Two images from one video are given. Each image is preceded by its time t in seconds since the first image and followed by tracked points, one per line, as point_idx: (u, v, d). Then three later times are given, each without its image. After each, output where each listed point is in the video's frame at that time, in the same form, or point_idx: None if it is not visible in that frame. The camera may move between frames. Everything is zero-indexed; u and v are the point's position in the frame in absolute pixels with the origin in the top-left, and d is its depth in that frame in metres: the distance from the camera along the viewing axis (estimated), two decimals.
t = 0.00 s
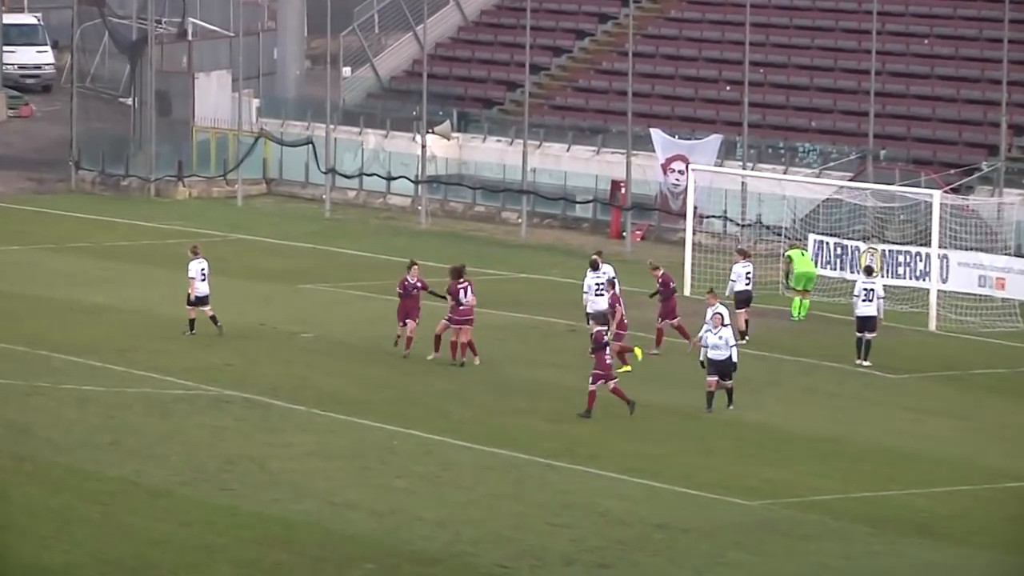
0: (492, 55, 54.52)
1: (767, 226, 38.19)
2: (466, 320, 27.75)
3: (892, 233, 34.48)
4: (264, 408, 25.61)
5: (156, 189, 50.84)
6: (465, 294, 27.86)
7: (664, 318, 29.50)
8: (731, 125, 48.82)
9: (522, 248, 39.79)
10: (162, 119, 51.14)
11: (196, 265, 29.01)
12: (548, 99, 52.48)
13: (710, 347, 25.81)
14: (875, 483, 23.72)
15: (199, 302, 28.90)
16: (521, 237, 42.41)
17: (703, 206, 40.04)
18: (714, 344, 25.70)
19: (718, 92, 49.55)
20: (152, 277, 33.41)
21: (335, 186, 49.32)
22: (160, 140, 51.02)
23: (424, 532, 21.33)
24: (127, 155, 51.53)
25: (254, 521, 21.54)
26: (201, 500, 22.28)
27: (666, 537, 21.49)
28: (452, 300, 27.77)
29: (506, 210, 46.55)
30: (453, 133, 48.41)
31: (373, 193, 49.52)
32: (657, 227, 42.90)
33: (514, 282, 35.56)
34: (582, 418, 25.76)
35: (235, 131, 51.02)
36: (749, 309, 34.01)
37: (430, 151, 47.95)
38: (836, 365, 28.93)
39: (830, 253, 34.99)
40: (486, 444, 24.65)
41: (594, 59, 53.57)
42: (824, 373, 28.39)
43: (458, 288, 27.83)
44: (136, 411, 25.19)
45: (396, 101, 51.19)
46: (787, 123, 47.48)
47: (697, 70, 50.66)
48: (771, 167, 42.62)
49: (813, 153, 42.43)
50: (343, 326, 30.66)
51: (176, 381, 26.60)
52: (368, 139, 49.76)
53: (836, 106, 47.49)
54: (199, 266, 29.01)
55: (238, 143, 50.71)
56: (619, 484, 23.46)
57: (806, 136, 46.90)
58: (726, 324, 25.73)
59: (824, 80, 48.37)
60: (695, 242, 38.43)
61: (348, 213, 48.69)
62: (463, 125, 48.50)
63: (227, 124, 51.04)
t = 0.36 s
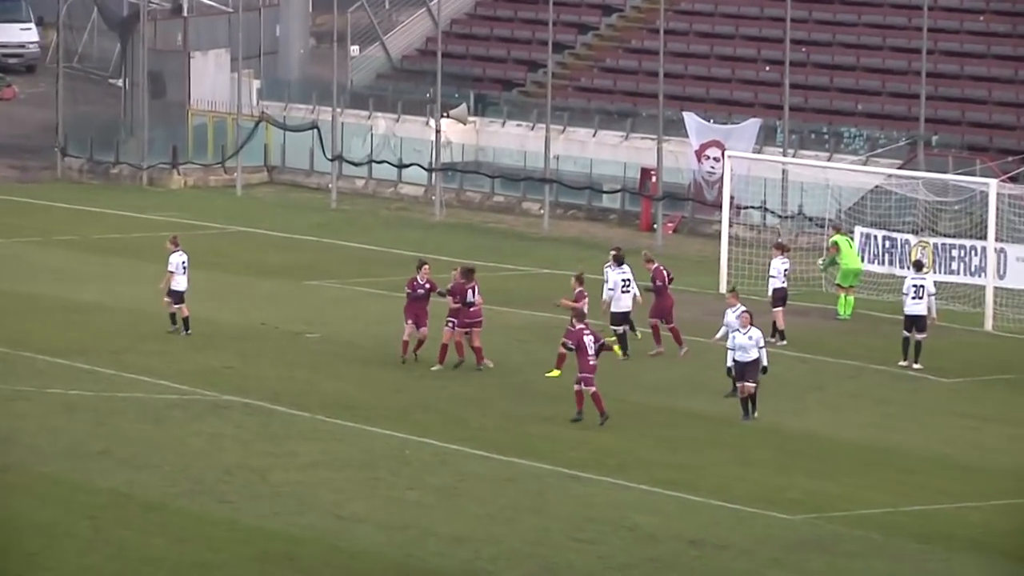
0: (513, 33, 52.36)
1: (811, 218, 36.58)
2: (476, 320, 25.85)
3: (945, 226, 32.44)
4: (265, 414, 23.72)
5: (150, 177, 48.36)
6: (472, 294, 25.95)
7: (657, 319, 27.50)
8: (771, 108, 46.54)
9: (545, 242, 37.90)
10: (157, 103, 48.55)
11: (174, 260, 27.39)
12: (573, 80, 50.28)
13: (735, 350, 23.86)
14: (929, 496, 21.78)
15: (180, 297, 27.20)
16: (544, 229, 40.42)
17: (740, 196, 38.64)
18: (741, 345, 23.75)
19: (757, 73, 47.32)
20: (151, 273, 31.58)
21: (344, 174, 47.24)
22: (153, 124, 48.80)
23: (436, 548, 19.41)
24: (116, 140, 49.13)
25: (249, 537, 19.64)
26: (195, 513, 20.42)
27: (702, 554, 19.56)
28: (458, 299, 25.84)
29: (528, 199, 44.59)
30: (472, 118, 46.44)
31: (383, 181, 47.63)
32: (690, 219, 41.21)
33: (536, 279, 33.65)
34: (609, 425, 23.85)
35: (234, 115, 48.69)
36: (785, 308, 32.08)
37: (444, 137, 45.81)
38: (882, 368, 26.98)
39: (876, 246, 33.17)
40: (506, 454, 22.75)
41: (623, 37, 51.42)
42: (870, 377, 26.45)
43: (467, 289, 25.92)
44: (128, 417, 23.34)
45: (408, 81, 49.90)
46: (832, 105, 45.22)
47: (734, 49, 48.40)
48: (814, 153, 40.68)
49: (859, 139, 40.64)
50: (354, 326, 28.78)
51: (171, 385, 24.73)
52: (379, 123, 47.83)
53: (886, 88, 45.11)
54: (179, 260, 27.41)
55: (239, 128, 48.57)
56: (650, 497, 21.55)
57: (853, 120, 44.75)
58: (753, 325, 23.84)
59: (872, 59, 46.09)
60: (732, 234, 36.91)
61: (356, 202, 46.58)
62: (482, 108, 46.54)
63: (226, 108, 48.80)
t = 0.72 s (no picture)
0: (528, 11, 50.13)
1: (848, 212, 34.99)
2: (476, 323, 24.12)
3: (992, 219, 31.06)
4: (257, 423, 22.01)
5: (133, 166, 45.58)
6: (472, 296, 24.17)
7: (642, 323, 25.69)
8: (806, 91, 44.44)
9: (561, 237, 36.21)
10: (139, 86, 46.08)
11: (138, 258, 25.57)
12: (591, 60, 48.06)
13: (758, 356, 22.03)
14: (978, 511, 19.99)
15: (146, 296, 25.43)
16: (559, 224, 38.55)
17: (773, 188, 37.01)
18: (765, 352, 21.90)
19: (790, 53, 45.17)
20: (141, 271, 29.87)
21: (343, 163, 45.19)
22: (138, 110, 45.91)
23: (438, 567, 17.66)
24: (97, 127, 46.30)
25: (234, 555, 17.89)
26: (179, 527, 18.68)
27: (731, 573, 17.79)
28: (457, 299, 24.02)
29: (542, 190, 42.64)
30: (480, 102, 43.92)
31: (385, 170, 45.58)
32: (717, 213, 39.12)
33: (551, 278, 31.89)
34: (630, 434, 22.11)
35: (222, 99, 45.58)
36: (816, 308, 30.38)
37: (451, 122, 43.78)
38: (923, 374, 25.21)
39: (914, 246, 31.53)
40: (519, 465, 21.00)
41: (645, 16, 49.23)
42: (910, 384, 24.69)
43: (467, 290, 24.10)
44: (110, 426, 21.65)
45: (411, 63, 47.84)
46: (868, 89, 42.25)
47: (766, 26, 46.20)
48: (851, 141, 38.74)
49: (898, 125, 38.73)
50: (357, 328, 27.06)
51: (156, 392, 23.02)
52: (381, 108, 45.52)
53: (927, 70, 42.27)
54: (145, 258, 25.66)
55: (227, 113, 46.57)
56: (675, 512, 19.77)
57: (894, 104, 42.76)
58: (777, 329, 21.94)
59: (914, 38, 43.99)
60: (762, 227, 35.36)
61: (355, 193, 44.46)
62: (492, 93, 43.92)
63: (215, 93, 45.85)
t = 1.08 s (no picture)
0: None
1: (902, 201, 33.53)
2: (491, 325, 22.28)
3: None
4: (254, 436, 20.09)
5: (117, 151, 44.78)
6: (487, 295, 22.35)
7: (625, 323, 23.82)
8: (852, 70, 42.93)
9: (588, 231, 34.79)
10: (125, 63, 45.74)
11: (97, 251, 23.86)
12: (620, 37, 46.53)
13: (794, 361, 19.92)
14: None
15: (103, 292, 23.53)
16: (585, 214, 37.14)
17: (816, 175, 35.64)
18: (800, 356, 19.78)
19: (836, 29, 43.61)
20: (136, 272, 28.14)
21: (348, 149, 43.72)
22: (121, 90, 45.31)
23: None
24: (79, 109, 45.57)
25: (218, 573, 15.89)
26: (161, 545, 16.71)
27: None
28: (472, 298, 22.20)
29: (566, 177, 41.47)
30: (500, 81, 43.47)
31: (396, 156, 44.43)
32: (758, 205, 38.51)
33: (574, 275, 30.07)
34: (664, 446, 20.16)
35: (214, 80, 46.22)
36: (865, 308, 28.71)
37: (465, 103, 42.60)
38: (983, 381, 23.22)
39: (968, 242, 30.19)
40: (543, 480, 19.03)
41: None
42: (969, 391, 22.70)
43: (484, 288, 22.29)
44: (92, 437, 19.78)
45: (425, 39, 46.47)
46: (925, 67, 41.68)
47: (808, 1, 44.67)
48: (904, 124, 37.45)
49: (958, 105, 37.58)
50: (367, 331, 25.20)
51: (145, 400, 21.15)
52: (391, 89, 44.55)
53: (988, 47, 41.56)
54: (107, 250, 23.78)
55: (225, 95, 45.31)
56: (716, 531, 17.75)
57: (949, 84, 41.17)
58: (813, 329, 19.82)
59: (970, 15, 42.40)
60: (806, 220, 33.86)
61: (362, 179, 43.46)
62: (511, 71, 43.49)
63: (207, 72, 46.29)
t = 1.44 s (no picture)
0: None
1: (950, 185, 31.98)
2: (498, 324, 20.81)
3: None
4: (250, 439, 18.66)
5: (102, 131, 43.61)
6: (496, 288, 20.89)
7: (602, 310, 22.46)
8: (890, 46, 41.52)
9: (605, 219, 33.36)
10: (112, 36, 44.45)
11: (58, 242, 22.23)
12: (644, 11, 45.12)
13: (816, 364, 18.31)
14: None
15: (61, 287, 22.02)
16: (606, 199, 35.87)
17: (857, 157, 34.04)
18: (821, 358, 18.16)
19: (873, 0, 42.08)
20: (130, 265, 26.79)
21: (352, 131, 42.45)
22: (107, 65, 44.05)
23: None
24: (61, 85, 44.27)
25: None
26: (145, 556, 15.30)
27: None
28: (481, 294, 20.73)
29: (585, 158, 40.48)
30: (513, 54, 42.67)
31: (402, 136, 43.63)
32: (792, 188, 37.36)
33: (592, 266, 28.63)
34: (691, 451, 18.71)
35: (207, 54, 44.89)
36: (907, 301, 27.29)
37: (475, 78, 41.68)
38: None
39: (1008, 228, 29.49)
40: (564, 487, 17.60)
41: None
42: (1019, 391, 21.21)
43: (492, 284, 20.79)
44: (75, 439, 18.39)
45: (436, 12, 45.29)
46: (974, 41, 39.77)
47: None
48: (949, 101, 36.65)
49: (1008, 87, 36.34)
50: (374, 325, 23.79)
51: (133, 400, 19.75)
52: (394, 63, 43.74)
53: None
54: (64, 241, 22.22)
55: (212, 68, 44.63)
56: (751, 540, 16.30)
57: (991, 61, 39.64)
58: (837, 330, 18.20)
59: None
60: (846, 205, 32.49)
61: (367, 160, 42.30)
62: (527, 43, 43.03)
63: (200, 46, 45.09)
